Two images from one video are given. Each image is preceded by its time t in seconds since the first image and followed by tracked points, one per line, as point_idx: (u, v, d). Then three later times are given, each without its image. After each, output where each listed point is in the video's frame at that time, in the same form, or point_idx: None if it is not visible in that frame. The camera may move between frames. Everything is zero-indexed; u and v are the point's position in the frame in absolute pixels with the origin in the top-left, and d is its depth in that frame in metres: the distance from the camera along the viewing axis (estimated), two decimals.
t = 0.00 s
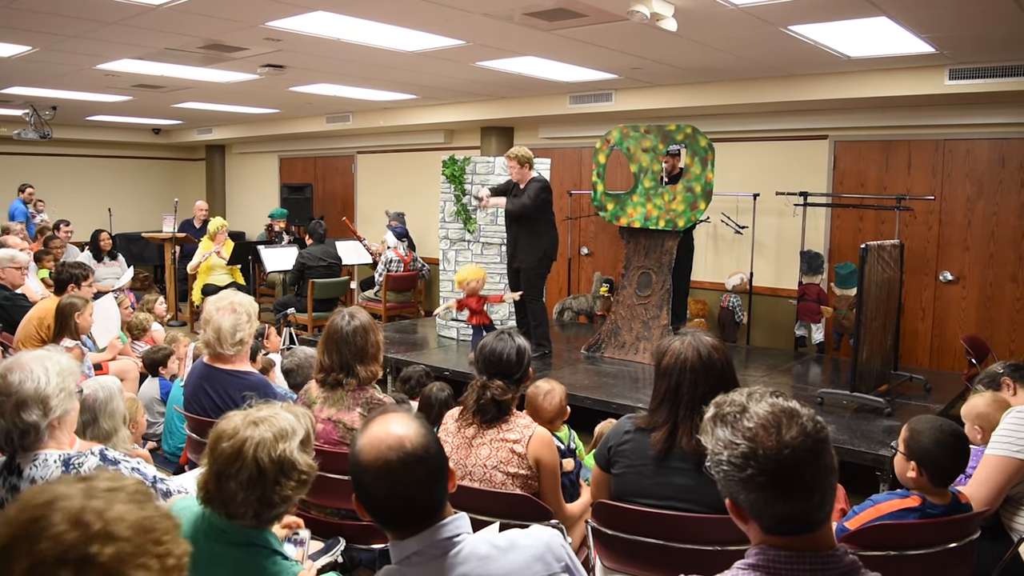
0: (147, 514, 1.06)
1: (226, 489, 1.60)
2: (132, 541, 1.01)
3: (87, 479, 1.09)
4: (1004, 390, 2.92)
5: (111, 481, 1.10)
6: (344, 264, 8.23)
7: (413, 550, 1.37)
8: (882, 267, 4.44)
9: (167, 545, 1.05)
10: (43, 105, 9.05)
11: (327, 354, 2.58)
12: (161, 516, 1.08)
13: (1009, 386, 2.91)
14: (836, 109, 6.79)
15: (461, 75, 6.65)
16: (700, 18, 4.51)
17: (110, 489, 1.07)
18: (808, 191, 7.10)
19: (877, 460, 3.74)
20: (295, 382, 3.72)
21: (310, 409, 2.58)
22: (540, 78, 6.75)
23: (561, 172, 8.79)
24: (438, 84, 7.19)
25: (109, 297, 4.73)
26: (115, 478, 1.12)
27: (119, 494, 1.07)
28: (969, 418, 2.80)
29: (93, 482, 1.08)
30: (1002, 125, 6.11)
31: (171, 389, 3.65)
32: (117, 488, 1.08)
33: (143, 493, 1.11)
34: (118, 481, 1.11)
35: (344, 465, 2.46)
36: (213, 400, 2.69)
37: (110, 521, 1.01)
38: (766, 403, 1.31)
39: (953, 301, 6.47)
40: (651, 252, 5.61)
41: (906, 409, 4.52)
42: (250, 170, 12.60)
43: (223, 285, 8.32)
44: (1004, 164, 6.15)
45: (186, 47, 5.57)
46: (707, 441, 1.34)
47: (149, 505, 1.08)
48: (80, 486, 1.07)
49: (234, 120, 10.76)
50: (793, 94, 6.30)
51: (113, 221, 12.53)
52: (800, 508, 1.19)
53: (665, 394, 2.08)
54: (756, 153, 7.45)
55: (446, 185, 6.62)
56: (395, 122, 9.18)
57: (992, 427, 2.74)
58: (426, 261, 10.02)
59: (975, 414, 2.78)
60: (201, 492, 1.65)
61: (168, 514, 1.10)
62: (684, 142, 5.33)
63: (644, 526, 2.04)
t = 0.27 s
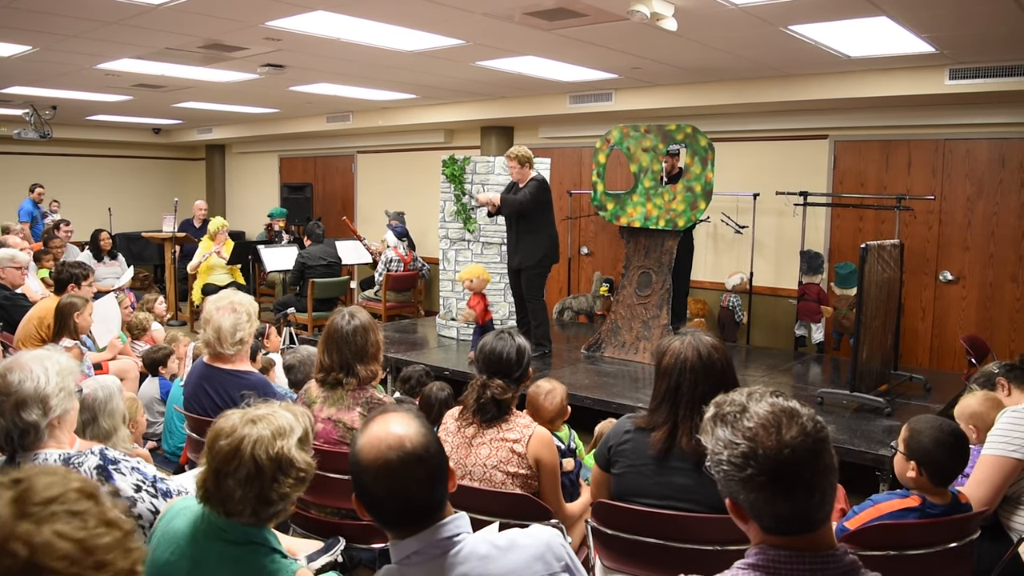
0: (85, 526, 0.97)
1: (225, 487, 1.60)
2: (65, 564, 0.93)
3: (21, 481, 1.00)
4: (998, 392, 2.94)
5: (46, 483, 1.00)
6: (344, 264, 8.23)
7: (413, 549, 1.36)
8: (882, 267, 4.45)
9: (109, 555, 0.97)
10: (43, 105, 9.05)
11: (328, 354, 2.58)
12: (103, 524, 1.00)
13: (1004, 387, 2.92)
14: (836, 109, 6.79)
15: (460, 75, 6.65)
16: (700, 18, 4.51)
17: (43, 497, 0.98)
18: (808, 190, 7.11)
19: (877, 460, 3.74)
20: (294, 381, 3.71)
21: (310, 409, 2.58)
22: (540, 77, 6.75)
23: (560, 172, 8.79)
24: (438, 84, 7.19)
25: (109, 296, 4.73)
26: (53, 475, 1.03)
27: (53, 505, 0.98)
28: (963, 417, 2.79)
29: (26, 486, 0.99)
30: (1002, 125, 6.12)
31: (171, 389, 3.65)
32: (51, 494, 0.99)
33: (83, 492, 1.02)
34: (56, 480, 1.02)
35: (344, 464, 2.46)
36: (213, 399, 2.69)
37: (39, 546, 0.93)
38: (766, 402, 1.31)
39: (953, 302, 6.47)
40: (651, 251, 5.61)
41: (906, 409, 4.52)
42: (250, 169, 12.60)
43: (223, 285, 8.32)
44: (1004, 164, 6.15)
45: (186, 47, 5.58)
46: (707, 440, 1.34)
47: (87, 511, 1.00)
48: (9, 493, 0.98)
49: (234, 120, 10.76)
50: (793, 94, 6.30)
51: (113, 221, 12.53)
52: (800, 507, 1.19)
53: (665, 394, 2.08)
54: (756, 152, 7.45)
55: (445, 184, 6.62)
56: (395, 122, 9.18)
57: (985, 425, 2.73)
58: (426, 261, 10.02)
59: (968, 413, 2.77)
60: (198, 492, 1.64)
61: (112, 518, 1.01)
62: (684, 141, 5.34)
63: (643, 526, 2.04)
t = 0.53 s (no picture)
0: (30, 549, 1.01)
1: (222, 485, 1.60)
2: None
3: None
4: (998, 391, 2.94)
5: None
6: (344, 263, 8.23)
7: (414, 548, 1.37)
8: (882, 266, 4.44)
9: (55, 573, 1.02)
10: (43, 104, 9.05)
11: (328, 352, 2.58)
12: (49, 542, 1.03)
13: (1003, 386, 2.92)
14: (836, 107, 6.79)
15: (460, 73, 6.64)
16: (699, 17, 4.51)
17: None
18: (808, 189, 7.10)
19: (877, 458, 3.74)
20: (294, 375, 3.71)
21: (310, 407, 2.58)
22: (540, 76, 6.75)
23: (560, 171, 8.79)
24: (438, 83, 7.18)
25: (110, 295, 4.73)
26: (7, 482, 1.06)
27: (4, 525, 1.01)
28: (964, 416, 2.79)
29: None
30: (1002, 124, 6.11)
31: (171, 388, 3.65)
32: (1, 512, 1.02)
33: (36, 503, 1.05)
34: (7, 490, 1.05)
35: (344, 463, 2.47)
36: (213, 397, 2.69)
37: None
38: (767, 401, 1.31)
39: (953, 300, 6.47)
40: (651, 250, 5.61)
41: (906, 408, 4.52)
42: (250, 169, 12.59)
43: (223, 284, 8.32)
44: (1004, 163, 6.15)
45: (185, 46, 5.57)
46: (708, 439, 1.34)
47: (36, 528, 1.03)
48: None
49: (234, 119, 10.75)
50: (794, 93, 6.30)
51: (113, 220, 12.53)
52: (799, 505, 1.19)
53: (665, 393, 2.08)
54: (756, 151, 7.45)
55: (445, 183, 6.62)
56: (395, 121, 9.18)
57: (987, 423, 2.73)
58: (426, 260, 10.02)
59: (970, 411, 2.77)
60: (196, 490, 1.64)
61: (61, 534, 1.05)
62: (684, 140, 5.33)
63: (644, 525, 2.04)
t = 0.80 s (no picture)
0: None
1: (222, 486, 1.60)
2: None
3: None
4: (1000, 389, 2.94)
5: None
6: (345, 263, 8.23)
7: (414, 548, 1.37)
8: (882, 265, 4.44)
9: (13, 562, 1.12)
10: (43, 103, 9.05)
11: (328, 351, 2.58)
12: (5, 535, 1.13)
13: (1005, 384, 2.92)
14: (836, 107, 6.79)
15: (460, 73, 6.65)
16: (699, 16, 4.51)
17: None
18: (808, 188, 7.10)
19: (877, 458, 3.74)
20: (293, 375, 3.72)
21: (311, 407, 2.58)
22: (539, 76, 6.75)
23: (561, 171, 8.79)
24: (438, 82, 7.18)
25: (110, 295, 4.74)
26: None
27: None
28: (967, 414, 2.79)
29: None
30: (1002, 123, 6.11)
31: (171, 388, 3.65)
32: None
33: None
34: None
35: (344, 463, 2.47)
36: (213, 397, 2.69)
37: None
38: (767, 400, 1.31)
39: (953, 300, 6.47)
40: (651, 250, 5.61)
41: (906, 407, 4.52)
42: (250, 169, 12.60)
43: (224, 284, 8.33)
44: (1004, 162, 6.15)
45: (185, 46, 5.58)
46: (709, 438, 1.34)
47: None
48: None
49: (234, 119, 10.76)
50: (793, 92, 6.30)
51: (113, 220, 12.53)
52: (798, 505, 1.19)
53: (666, 393, 2.08)
54: (757, 150, 7.45)
55: (445, 183, 6.62)
56: (395, 121, 9.18)
57: (989, 422, 2.74)
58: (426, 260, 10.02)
59: (972, 410, 2.78)
60: (196, 491, 1.64)
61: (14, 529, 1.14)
62: (684, 139, 5.33)
63: (644, 524, 2.04)
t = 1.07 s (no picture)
0: None
1: (220, 485, 1.60)
2: None
3: None
4: (1002, 388, 2.94)
5: None
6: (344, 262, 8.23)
7: (412, 547, 1.37)
8: (882, 264, 4.44)
9: None
10: (43, 103, 9.05)
11: (328, 350, 2.58)
12: None
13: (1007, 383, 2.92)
14: (836, 106, 6.78)
15: (460, 72, 6.64)
16: (699, 15, 4.51)
17: None
18: (808, 187, 7.10)
19: (877, 456, 3.75)
20: (293, 373, 3.72)
21: (311, 406, 2.58)
22: (539, 75, 6.74)
23: (560, 170, 8.79)
24: (438, 81, 7.18)
25: (110, 294, 4.74)
26: None
27: None
28: (968, 412, 2.80)
29: None
30: (1002, 122, 6.11)
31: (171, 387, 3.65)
32: None
33: None
34: None
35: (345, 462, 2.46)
36: (213, 396, 2.69)
37: None
38: (766, 399, 1.31)
39: (953, 298, 6.47)
40: (651, 249, 5.61)
41: (906, 406, 4.52)
42: (250, 168, 12.59)
43: (224, 283, 8.33)
44: (1005, 161, 6.15)
45: (185, 45, 5.57)
46: (708, 437, 1.34)
47: None
48: None
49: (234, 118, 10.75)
50: (793, 91, 6.30)
51: (113, 219, 12.53)
52: (798, 504, 1.19)
53: (666, 391, 2.08)
54: (757, 149, 7.45)
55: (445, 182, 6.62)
56: (394, 120, 9.18)
57: (990, 420, 2.74)
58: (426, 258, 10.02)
59: (973, 408, 2.78)
60: (194, 489, 1.64)
61: None
62: (684, 138, 5.33)
63: (643, 523, 2.04)
